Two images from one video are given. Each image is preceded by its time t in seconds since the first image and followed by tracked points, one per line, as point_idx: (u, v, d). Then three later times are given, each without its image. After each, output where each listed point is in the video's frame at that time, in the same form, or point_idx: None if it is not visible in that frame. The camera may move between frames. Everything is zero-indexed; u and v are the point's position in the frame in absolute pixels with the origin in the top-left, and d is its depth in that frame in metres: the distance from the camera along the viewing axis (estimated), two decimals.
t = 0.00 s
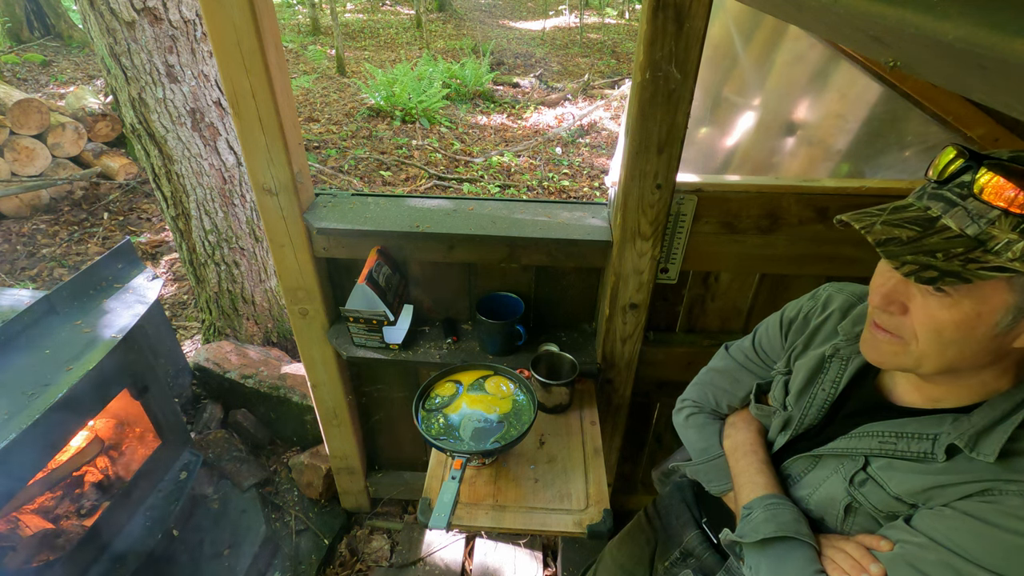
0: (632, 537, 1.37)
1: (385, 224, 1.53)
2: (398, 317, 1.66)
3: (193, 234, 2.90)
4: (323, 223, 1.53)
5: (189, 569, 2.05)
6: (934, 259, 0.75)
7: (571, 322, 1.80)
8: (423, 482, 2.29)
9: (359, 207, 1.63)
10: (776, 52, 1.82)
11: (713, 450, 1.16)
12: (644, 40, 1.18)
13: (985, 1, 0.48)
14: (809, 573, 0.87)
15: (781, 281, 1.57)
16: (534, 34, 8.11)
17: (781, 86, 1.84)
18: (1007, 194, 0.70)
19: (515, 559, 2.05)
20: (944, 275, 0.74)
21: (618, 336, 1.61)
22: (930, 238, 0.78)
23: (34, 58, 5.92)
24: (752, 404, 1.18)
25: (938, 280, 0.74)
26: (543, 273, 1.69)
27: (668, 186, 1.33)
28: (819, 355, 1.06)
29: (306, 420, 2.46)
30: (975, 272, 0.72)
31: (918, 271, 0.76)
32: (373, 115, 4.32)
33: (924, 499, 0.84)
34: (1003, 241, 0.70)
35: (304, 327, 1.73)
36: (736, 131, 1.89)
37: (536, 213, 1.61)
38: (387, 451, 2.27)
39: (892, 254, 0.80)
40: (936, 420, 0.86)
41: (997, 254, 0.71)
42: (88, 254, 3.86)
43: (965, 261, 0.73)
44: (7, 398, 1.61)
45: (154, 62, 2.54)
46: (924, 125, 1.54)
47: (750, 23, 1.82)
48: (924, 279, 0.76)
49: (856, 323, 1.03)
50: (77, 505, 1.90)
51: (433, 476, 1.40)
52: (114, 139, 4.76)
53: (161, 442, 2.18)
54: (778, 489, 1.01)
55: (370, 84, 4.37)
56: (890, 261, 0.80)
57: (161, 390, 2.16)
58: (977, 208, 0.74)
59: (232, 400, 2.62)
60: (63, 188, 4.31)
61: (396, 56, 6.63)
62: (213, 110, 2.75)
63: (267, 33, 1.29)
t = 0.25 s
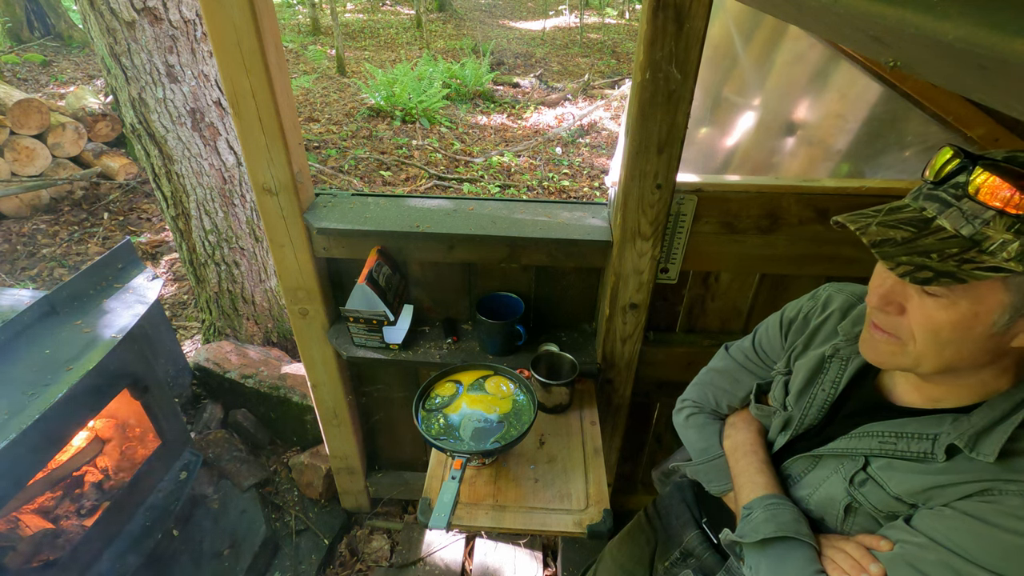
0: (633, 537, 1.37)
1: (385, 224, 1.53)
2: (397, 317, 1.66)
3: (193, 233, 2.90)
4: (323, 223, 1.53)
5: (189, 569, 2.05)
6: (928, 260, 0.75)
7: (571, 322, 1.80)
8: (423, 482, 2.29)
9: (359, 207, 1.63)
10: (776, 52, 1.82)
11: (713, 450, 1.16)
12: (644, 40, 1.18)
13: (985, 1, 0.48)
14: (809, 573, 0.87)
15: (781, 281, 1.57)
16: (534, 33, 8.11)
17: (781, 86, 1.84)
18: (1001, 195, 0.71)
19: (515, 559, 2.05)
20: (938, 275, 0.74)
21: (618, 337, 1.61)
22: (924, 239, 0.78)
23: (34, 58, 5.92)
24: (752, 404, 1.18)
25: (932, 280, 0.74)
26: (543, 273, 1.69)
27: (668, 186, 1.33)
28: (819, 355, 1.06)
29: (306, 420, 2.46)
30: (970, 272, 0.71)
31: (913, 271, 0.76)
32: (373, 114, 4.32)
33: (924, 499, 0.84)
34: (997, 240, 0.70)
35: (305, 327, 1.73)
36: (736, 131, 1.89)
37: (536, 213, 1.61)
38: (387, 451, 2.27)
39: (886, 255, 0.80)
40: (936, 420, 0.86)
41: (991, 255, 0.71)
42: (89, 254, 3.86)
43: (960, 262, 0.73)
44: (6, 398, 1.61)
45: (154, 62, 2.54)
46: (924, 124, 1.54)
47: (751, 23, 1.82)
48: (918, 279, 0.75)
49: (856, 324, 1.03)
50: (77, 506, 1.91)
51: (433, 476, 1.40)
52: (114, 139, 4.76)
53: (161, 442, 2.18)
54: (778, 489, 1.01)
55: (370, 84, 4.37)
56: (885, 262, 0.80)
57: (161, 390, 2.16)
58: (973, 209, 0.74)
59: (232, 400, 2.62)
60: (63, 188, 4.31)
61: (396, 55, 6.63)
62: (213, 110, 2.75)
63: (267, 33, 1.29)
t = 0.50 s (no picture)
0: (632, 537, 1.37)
1: (385, 224, 1.53)
2: (397, 317, 1.66)
3: (193, 233, 2.90)
4: (323, 223, 1.53)
5: (189, 569, 2.05)
6: (925, 258, 0.76)
7: (571, 322, 1.80)
8: (423, 482, 2.29)
9: (359, 207, 1.63)
10: (776, 52, 1.82)
11: (713, 450, 1.16)
12: (644, 40, 1.18)
13: (986, 1, 0.48)
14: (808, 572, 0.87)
15: (781, 280, 1.57)
16: (535, 33, 8.11)
17: (781, 86, 1.83)
18: (1000, 195, 0.70)
19: (515, 559, 2.05)
20: (935, 274, 0.74)
21: (618, 337, 1.61)
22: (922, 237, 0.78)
23: (34, 58, 5.92)
24: (752, 403, 1.18)
25: (929, 278, 0.74)
26: (543, 273, 1.69)
27: (668, 186, 1.33)
28: (820, 354, 1.06)
29: (306, 420, 2.46)
30: (967, 271, 0.72)
31: (909, 270, 0.77)
32: (373, 114, 4.32)
33: (924, 498, 0.84)
34: (995, 239, 0.70)
35: (304, 327, 1.73)
36: (736, 131, 1.89)
37: (536, 213, 1.61)
38: (387, 451, 2.27)
39: (884, 253, 0.80)
40: (936, 419, 0.86)
41: (988, 254, 0.71)
42: (88, 254, 3.86)
43: (957, 261, 0.73)
44: (7, 398, 1.61)
45: (154, 62, 2.54)
46: (924, 124, 1.54)
47: (751, 23, 1.82)
48: (915, 278, 0.76)
49: (856, 323, 1.03)
50: (77, 506, 1.91)
51: (433, 476, 1.40)
52: (114, 139, 4.76)
53: (161, 442, 2.18)
54: (778, 489, 1.01)
55: (370, 84, 4.36)
56: (882, 260, 0.80)
57: (161, 390, 2.16)
58: (970, 209, 0.74)
59: (232, 400, 2.62)
60: (63, 188, 4.31)
61: (396, 55, 6.63)
62: (213, 110, 2.75)
63: (268, 33, 1.29)
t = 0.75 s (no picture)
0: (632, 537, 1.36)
1: (385, 224, 1.53)
2: (397, 317, 1.66)
3: (193, 234, 2.90)
4: (323, 223, 1.53)
5: (189, 570, 2.05)
6: (920, 258, 0.76)
7: (571, 322, 1.80)
8: (423, 482, 2.29)
9: (359, 207, 1.63)
10: (776, 52, 1.82)
11: (713, 449, 1.16)
12: (644, 40, 1.18)
13: (986, 1, 0.48)
14: (808, 569, 0.88)
15: (780, 280, 1.57)
16: (534, 33, 8.11)
17: (781, 86, 1.83)
18: (995, 194, 0.70)
19: (515, 559, 2.05)
20: (930, 272, 0.74)
21: (618, 336, 1.61)
22: (917, 236, 0.78)
23: (34, 58, 5.92)
24: (752, 402, 1.18)
25: (925, 277, 0.74)
26: (543, 273, 1.69)
27: (668, 186, 1.33)
28: (821, 353, 1.06)
29: (307, 420, 2.46)
30: (962, 270, 0.72)
31: (904, 268, 0.76)
32: (373, 115, 4.32)
33: (924, 496, 0.84)
34: (990, 238, 0.71)
35: (304, 327, 1.73)
36: (736, 131, 1.89)
37: (536, 213, 1.61)
38: (387, 451, 2.27)
39: (880, 252, 0.80)
40: (935, 416, 0.86)
41: (984, 253, 0.71)
42: (88, 254, 3.86)
43: (952, 259, 0.73)
44: (7, 398, 1.61)
45: (154, 62, 2.54)
46: (924, 125, 1.54)
47: (751, 23, 1.81)
48: (909, 276, 0.76)
49: (857, 322, 1.03)
50: (77, 506, 1.89)
51: (433, 476, 1.40)
52: (114, 139, 4.76)
53: (161, 442, 2.18)
54: (778, 488, 1.01)
55: (370, 84, 4.36)
56: (877, 259, 0.80)
57: (161, 390, 2.16)
58: (966, 207, 0.74)
59: (232, 400, 2.62)
60: (63, 188, 4.31)
61: (396, 55, 6.63)
62: (214, 110, 2.75)
63: (268, 33, 1.29)
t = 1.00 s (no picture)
0: (632, 536, 1.37)
1: (385, 224, 1.53)
2: (397, 317, 1.66)
3: (193, 234, 2.90)
4: (323, 223, 1.53)
5: (189, 569, 2.05)
6: (924, 251, 0.76)
7: (571, 322, 1.80)
8: (423, 482, 2.29)
9: (359, 207, 1.63)
10: (775, 52, 1.81)
11: (717, 452, 1.17)
12: (644, 40, 1.18)
13: (986, 1, 0.48)
14: (809, 570, 0.88)
15: (781, 281, 1.57)
16: (534, 33, 8.11)
17: (781, 86, 1.83)
18: (1000, 192, 0.70)
19: (515, 559, 2.05)
20: (932, 266, 0.74)
21: (618, 336, 1.61)
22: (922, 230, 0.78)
23: (34, 58, 5.92)
24: (757, 405, 1.18)
25: (927, 271, 0.74)
26: (543, 273, 1.69)
27: (668, 186, 1.33)
28: (824, 354, 1.05)
29: (307, 420, 2.47)
30: (964, 265, 0.71)
31: (907, 262, 0.76)
32: (373, 115, 4.32)
33: (918, 490, 0.84)
34: (994, 235, 0.70)
35: (304, 327, 1.73)
36: (736, 131, 1.89)
37: (537, 213, 1.61)
38: (387, 451, 2.27)
39: (883, 245, 0.80)
40: (930, 412, 0.86)
41: (987, 249, 0.70)
42: (88, 254, 3.86)
43: (955, 254, 0.73)
44: (7, 398, 1.61)
45: (154, 62, 2.54)
46: (924, 124, 1.55)
47: (750, 23, 1.80)
48: (912, 270, 0.76)
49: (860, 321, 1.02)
50: (77, 506, 1.90)
51: (433, 476, 1.40)
52: (114, 139, 4.76)
53: (161, 442, 2.18)
54: (778, 488, 1.02)
55: (370, 84, 4.36)
56: (880, 252, 0.80)
57: (161, 390, 2.16)
58: (971, 203, 0.73)
59: (232, 400, 2.62)
60: (63, 188, 4.31)
61: (396, 55, 6.63)
62: (213, 109, 2.75)
63: (267, 33, 1.29)
